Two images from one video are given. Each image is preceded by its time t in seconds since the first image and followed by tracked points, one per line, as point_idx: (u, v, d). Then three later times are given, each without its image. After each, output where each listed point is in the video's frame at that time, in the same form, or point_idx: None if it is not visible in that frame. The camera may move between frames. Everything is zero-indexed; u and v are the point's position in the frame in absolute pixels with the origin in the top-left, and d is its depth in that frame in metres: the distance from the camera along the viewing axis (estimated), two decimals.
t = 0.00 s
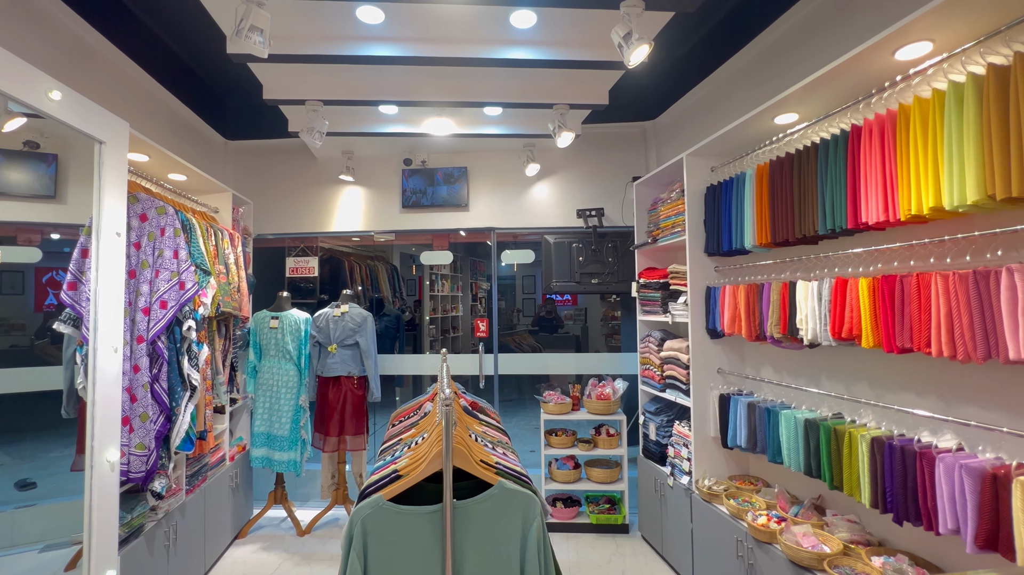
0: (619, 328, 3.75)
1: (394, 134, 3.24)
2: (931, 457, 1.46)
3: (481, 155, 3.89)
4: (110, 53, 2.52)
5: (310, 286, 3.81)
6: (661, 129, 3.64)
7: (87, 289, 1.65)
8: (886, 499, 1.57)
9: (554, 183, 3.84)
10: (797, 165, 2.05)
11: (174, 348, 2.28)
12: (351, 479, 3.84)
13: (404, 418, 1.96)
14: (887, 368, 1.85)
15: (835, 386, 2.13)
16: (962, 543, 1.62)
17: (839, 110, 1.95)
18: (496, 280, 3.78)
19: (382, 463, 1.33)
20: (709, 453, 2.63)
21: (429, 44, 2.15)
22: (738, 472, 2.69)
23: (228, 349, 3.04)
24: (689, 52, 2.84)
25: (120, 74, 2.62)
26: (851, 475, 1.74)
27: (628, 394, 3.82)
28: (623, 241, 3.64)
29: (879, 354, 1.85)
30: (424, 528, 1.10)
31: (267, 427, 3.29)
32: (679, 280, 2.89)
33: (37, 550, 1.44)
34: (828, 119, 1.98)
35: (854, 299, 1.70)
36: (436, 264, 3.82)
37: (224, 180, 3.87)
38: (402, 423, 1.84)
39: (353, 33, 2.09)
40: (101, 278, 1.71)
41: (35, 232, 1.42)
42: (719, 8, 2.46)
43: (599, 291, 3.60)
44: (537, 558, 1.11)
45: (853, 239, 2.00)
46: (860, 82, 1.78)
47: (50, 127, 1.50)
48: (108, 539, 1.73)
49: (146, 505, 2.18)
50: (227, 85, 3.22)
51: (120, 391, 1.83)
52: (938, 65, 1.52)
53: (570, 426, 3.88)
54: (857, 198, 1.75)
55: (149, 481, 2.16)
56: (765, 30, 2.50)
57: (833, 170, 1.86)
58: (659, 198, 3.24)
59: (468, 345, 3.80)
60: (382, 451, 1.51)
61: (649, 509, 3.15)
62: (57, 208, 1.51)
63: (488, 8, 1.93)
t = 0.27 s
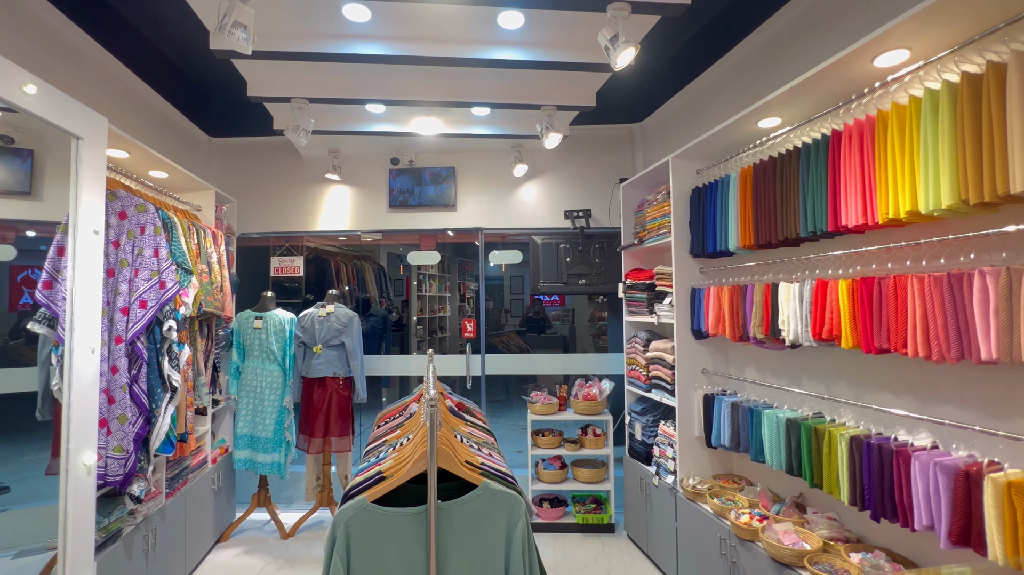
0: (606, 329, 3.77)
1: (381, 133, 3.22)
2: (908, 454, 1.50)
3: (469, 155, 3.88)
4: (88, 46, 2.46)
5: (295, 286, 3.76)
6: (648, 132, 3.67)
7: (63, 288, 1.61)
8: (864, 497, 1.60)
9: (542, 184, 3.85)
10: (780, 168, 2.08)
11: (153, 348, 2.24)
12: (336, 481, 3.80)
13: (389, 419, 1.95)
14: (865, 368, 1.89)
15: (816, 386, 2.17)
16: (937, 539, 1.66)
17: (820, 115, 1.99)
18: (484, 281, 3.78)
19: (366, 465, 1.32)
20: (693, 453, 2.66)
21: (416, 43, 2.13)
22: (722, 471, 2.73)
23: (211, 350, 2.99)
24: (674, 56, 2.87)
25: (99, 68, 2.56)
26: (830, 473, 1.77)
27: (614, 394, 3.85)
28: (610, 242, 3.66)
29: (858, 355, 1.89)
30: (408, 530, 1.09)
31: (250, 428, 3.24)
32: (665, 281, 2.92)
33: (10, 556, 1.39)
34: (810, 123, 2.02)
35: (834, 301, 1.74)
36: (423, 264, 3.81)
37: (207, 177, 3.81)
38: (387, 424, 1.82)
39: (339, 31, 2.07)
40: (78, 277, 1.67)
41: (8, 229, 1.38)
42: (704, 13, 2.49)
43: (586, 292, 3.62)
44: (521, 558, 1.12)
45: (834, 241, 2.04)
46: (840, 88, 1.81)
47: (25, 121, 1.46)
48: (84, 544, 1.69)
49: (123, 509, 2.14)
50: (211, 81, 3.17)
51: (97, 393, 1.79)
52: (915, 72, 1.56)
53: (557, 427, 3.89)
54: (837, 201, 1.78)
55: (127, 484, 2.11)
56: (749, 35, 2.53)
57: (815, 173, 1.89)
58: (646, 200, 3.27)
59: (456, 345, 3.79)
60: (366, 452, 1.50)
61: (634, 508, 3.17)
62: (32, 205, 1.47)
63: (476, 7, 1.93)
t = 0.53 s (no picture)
0: (592, 329, 3.79)
1: (366, 131, 3.19)
2: (882, 452, 1.53)
3: (456, 154, 3.87)
4: (64, 38, 2.40)
5: (279, 285, 3.71)
6: (634, 134, 3.70)
7: (36, 286, 1.57)
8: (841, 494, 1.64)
9: (529, 184, 3.86)
10: (762, 171, 2.11)
11: (130, 348, 2.19)
12: (320, 482, 3.76)
13: (373, 419, 1.93)
14: (843, 368, 1.93)
15: (796, 385, 2.21)
16: (911, 534, 1.70)
17: (801, 120, 2.03)
18: (470, 280, 3.77)
19: (349, 466, 1.31)
20: (676, 452, 2.69)
21: (402, 41, 2.12)
22: (705, 470, 2.76)
23: (191, 350, 2.94)
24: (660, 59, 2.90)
25: (75, 61, 2.50)
26: (809, 471, 1.81)
27: (600, 394, 3.87)
28: (596, 243, 3.68)
29: (837, 355, 1.93)
30: (391, 531, 1.08)
31: (232, 430, 3.19)
32: (650, 282, 2.95)
33: None
34: (791, 128, 2.06)
35: (813, 302, 1.77)
36: (410, 263, 3.78)
37: (187, 174, 3.74)
38: (371, 424, 1.81)
39: (324, 27, 2.05)
40: (52, 275, 1.62)
41: None
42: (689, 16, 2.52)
43: (572, 292, 3.63)
44: (504, 557, 1.12)
45: (813, 244, 2.08)
46: (820, 93, 1.85)
47: None
48: (57, 549, 1.65)
49: (98, 513, 2.09)
50: (192, 76, 3.11)
51: (71, 394, 1.75)
52: (892, 78, 1.60)
53: (543, 426, 3.90)
54: (816, 204, 1.82)
55: (102, 488, 2.06)
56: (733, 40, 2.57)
57: (795, 177, 1.93)
58: (632, 201, 3.30)
59: (442, 345, 3.77)
60: (349, 453, 1.49)
61: (619, 507, 3.20)
62: (4, 200, 1.43)
63: (463, 6, 1.93)
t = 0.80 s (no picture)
0: (577, 329, 3.81)
1: (351, 129, 3.16)
2: (858, 449, 1.57)
3: (442, 154, 3.85)
4: (35, 29, 2.33)
5: (260, 284, 3.65)
6: (619, 135, 3.73)
7: (5, 285, 1.52)
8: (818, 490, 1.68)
9: (514, 184, 3.86)
10: (743, 174, 2.15)
11: (105, 349, 2.13)
12: (302, 484, 3.71)
13: (356, 421, 1.92)
14: (820, 367, 1.97)
15: (775, 384, 2.25)
16: (885, 529, 1.75)
17: (781, 124, 2.07)
18: (456, 280, 3.76)
19: (331, 467, 1.30)
20: (659, 450, 2.72)
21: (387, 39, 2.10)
22: (687, 468, 2.79)
23: (168, 350, 2.87)
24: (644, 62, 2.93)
25: (48, 53, 2.43)
26: (787, 468, 1.84)
27: (584, 394, 3.89)
28: (581, 243, 3.70)
29: (815, 354, 1.97)
30: (373, 533, 1.07)
31: (211, 432, 3.13)
32: (634, 282, 2.97)
33: None
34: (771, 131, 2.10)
35: (792, 303, 1.80)
36: (394, 263, 3.76)
37: (166, 171, 3.66)
38: (354, 426, 1.79)
39: (307, 23, 2.02)
40: (22, 274, 1.57)
41: None
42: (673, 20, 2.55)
43: (557, 292, 3.64)
44: (487, 558, 1.12)
45: (793, 245, 2.12)
46: (799, 98, 1.89)
47: None
48: (26, 556, 1.60)
49: (71, 518, 2.03)
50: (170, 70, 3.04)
51: (42, 396, 1.70)
52: (868, 85, 1.64)
53: (528, 426, 3.91)
54: (795, 207, 1.85)
55: (74, 492, 2.00)
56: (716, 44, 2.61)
57: (775, 180, 1.96)
58: (616, 203, 3.32)
59: (427, 346, 3.75)
60: (331, 455, 1.47)
61: (602, 506, 3.22)
62: None
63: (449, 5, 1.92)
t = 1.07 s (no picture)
0: (562, 329, 3.82)
1: (334, 128, 3.13)
2: (833, 446, 1.61)
3: (426, 153, 3.84)
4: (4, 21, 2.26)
5: (241, 284, 3.59)
6: (603, 137, 3.76)
7: None
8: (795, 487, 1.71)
9: (499, 185, 3.86)
10: (724, 176, 2.18)
11: (78, 351, 2.07)
12: (283, 487, 3.66)
13: (338, 422, 1.90)
14: (797, 366, 2.02)
15: (755, 383, 2.29)
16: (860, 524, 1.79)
17: (760, 128, 2.11)
18: (441, 281, 3.74)
19: (311, 470, 1.29)
20: (642, 449, 2.75)
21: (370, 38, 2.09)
22: (669, 467, 2.83)
23: (144, 352, 2.81)
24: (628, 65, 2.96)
25: (18, 45, 2.36)
26: (766, 466, 1.88)
27: (569, 394, 3.92)
28: (566, 244, 3.72)
29: (792, 354, 2.01)
30: (353, 536, 1.07)
31: (189, 435, 3.07)
32: (618, 283, 3.00)
33: None
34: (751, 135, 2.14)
35: (770, 303, 1.84)
36: (379, 263, 3.73)
37: (142, 168, 3.58)
38: (336, 427, 1.77)
39: (288, 20, 2.00)
40: None
41: None
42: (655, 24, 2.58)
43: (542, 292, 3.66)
44: (469, 559, 1.12)
45: (771, 247, 2.16)
46: (777, 103, 1.93)
47: None
48: None
49: (40, 526, 1.97)
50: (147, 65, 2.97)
51: (10, 399, 1.64)
52: (842, 91, 1.68)
53: (513, 427, 3.91)
54: (774, 209, 1.89)
55: (44, 499, 1.94)
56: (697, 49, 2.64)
57: (754, 183, 2.00)
58: (600, 204, 3.35)
59: (412, 346, 3.73)
60: (312, 457, 1.46)
61: (586, 505, 3.24)
62: None
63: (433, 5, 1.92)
